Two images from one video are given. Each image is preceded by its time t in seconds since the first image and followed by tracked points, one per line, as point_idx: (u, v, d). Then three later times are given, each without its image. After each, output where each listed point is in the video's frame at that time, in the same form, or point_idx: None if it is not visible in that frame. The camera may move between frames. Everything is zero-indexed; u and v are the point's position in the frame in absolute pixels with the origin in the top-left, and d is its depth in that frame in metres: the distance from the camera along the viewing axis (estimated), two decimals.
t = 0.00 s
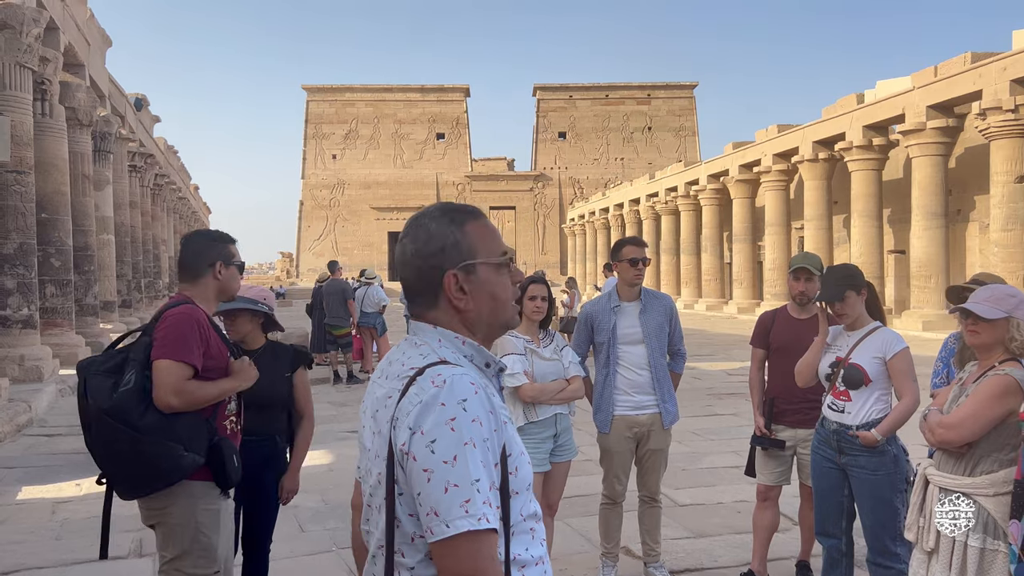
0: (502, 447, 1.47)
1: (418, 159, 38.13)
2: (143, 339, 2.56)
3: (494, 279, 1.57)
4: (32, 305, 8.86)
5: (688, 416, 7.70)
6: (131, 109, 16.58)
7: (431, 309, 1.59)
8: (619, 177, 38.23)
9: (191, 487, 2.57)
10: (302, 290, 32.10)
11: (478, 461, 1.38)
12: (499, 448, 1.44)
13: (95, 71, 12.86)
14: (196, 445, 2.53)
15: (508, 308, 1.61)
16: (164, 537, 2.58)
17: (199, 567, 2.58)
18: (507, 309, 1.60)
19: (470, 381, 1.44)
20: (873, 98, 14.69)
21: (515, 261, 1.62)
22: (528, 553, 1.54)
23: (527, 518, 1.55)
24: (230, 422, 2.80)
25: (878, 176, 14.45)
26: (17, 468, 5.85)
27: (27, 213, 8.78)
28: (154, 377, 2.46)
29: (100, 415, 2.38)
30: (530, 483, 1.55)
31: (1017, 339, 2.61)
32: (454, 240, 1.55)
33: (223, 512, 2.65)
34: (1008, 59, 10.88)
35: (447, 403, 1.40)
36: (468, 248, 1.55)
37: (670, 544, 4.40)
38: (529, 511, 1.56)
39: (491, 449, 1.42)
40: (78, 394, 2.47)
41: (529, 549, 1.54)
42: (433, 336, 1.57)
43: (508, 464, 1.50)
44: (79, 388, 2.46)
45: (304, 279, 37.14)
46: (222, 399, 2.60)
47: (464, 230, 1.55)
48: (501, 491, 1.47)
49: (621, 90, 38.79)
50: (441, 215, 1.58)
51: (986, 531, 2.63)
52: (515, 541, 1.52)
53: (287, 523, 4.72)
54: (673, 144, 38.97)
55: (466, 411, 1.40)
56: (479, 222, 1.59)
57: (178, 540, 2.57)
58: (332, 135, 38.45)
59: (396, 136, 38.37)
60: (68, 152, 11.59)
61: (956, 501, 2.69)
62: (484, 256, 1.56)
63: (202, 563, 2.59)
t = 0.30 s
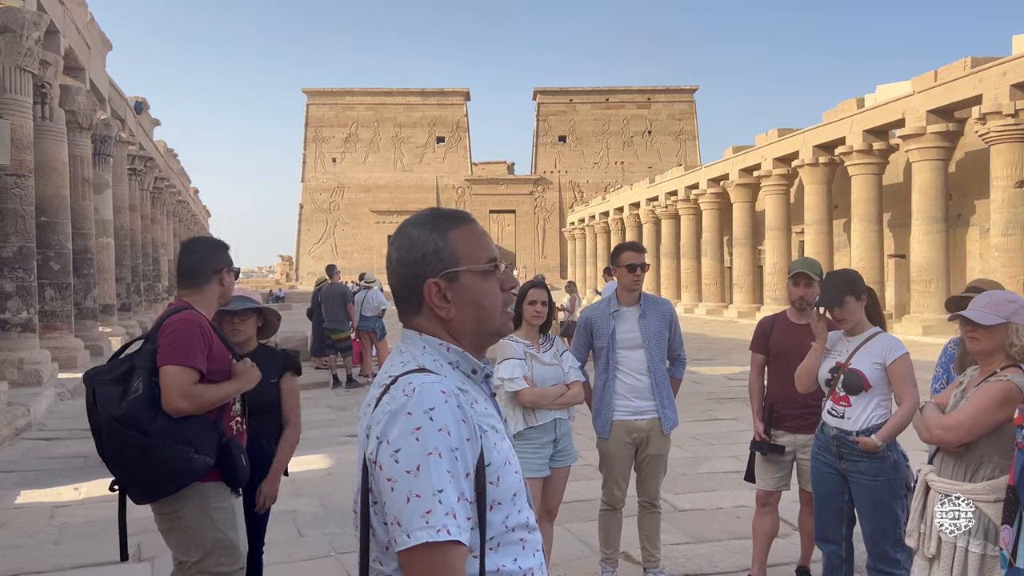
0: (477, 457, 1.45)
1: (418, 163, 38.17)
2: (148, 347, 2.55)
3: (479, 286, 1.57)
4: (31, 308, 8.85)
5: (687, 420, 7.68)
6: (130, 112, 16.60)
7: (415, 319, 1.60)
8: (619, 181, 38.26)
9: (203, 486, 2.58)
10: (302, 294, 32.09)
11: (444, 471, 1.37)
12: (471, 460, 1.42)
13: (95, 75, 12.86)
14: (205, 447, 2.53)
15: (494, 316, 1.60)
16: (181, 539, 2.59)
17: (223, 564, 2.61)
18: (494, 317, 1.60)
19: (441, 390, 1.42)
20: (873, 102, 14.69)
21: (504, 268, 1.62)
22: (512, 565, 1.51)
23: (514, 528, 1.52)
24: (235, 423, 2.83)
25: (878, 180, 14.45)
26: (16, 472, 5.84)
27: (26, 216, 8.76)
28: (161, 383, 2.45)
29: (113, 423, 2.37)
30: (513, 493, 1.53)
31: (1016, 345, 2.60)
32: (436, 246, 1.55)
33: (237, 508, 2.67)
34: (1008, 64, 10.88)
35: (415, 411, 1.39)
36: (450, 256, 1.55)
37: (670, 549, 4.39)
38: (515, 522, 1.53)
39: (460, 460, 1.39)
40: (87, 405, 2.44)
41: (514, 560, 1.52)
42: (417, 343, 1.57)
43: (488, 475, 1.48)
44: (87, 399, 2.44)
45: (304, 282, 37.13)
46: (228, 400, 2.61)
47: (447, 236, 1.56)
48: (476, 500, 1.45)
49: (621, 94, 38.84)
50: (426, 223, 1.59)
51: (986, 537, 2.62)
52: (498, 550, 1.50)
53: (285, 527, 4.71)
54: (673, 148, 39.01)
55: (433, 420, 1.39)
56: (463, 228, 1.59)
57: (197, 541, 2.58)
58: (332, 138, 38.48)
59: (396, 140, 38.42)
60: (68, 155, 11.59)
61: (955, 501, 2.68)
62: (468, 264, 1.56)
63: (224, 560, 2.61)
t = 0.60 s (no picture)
0: (444, 482, 1.43)
1: (418, 167, 38.21)
2: (147, 358, 2.57)
3: (462, 306, 1.57)
4: (31, 314, 8.86)
5: (687, 428, 7.68)
6: (131, 118, 16.62)
7: (400, 338, 1.61)
8: (619, 185, 38.30)
9: (206, 495, 2.57)
10: (302, 298, 32.05)
11: (400, 497, 1.36)
12: (435, 486, 1.40)
13: (96, 80, 12.88)
14: (204, 456, 2.53)
15: (479, 336, 1.59)
16: (186, 548, 2.59)
17: (234, 568, 2.62)
18: (479, 337, 1.59)
19: (405, 412, 1.41)
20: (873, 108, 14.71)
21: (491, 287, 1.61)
22: None
23: (493, 554, 1.48)
24: (235, 430, 2.81)
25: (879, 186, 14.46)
26: (15, 480, 5.82)
27: (27, 221, 8.77)
28: (159, 394, 2.45)
29: (112, 434, 2.38)
30: (491, 518, 1.49)
31: (1013, 356, 2.59)
32: (418, 265, 1.56)
33: (242, 513, 2.69)
34: (1008, 70, 10.89)
35: (377, 435, 1.40)
36: (432, 276, 1.55)
37: (670, 558, 4.39)
38: (495, 549, 1.49)
39: (421, 485, 1.37)
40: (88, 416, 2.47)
41: None
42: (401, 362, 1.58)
43: (460, 499, 1.46)
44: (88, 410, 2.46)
45: (304, 286, 37.11)
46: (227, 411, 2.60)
47: (429, 256, 1.56)
48: (444, 525, 1.43)
49: (621, 99, 38.89)
50: (410, 241, 1.60)
51: (985, 551, 2.61)
52: None
53: (284, 535, 4.70)
54: (673, 153, 39.05)
55: (392, 443, 1.38)
56: (447, 246, 1.59)
57: (203, 550, 2.58)
58: (333, 143, 38.52)
59: (396, 144, 38.46)
60: (69, 161, 11.61)
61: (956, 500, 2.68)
62: (451, 283, 1.56)
63: (232, 567, 2.62)
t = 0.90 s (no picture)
0: (414, 500, 1.40)
1: (420, 171, 38.26)
2: (164, 358, 2.58)
3: (452, 317, 1.55)
4: (32, 317, 8.87)
5: (688, 433, 7.68)
6: (133, 122, 16.65)
7: (394, 348, 1.61)
8: (620, 189, 38.33)
9: (211, 502, 2.58)
10: (303, 301, 32.06)
11: (363, 512, 1.35)
12: (403, 502, 1.38)
13: (99, 84, 12.90)
14: (216, 460, 2.57)
15: (471, 348, 1.57)
16: (187, 556, 2.57)
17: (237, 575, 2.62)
18: (471, 348, 1.57)
19: (376, 427, 1.40)
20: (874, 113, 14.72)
21: (486, 297, 1.58)
22: None
23: None
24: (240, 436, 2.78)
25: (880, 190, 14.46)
26: (16, 484, 5.83)
27: (29, 225, 8.78)
28: (183, 394, 2.48)
29: (136, 433, 2.40)
30: (471, 538, 1.45)
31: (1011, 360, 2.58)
32: (409, 275, 1.56)
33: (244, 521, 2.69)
34: (1009, 75, 10.88)
35: (348, 448, 1.39)
36: (422, 286, 1.55)
37: (671, 564, 4.38)
38: (476, 569, 1.46)
39: (386, 501, 1.36)
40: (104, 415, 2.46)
41: None
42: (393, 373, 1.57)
43: (435, 517, 1.43)
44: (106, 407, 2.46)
45: (305, 290, 37.11)
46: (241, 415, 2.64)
47: (421, 265, 1.56)
48: (414, 542, 1.41)
49: (623, 103, 38.93)
50: (403, 250, 1.60)
51: (988, 558, 2.60)
52: None
53: (285, 540, 4.70)
54: (674, 157, 39.08)
55: (360, 458, 1.37)
56: (440, 255, 1.58)
57: (206, 557, 2.57)
58: (334, 146, 38.56)
59: (397, 148, 38.52)
60: (71, 165, 11.62)
61: (956, 500, 2.68)
62: (441, 294, 1.55)
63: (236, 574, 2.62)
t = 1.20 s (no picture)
0: (393, 509, 1.39)
1: (422, 172, 38.32)
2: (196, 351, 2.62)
3: (440, 317, 1.54)
4: (36, 317, 8.89)
5: (690, 434, 7.67)
6: (137, 123, 16.69)
7: (385, 348, 1.61)
8: (622, 190, 38.34)
9: (225, 502, 2.61)
10: (305, 302, 32.10)
11: (338, 520, 1.34)
12: (381, 511, 1.36)
13: (102, 85, 12.95)
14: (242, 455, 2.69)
15: (459, 349, 1.55)
16: (199, 555, 2.58)
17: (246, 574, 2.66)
18: (461, 349, 1.55)
19: (356, 432, 1.38)
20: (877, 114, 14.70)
21: (476, 296, 1.56)
22: None
23: None
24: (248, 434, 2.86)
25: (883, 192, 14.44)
26: (19, 483, 5.84)
27: (32, 225, 8.79)
28: (228, 391, 2.58)
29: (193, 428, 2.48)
30: (456, 547, 1.43)
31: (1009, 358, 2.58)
32: (398, 273, 1.55)
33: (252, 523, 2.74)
34: (1013, 76, 10.84)
35: (327, 452, 1.38)
36: (411, 285, 1.54)
37: (673, 564, 4.37)
38: None
39: (363, 509, 1.34)
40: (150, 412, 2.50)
41: None
42: (385, 374, 1.57)
43: (419, 526, 1.42)
44: (152, 405, 2.50)
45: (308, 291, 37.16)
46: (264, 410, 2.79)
47: (409, 264, 1.55)
48: (395, 550, 1.40)
49: (625, 104, 38.96)
50: (395, 247, 1.59)
51: (991, 559, 2.60)
52: None
53: (287, 539, 4.70)
54: (677, 158, 39.09)
55: (338, 464, 1.36)
56: (430, 254, 1.56)
57: (218, 555, 2.60)
58: (337, 147, 38.64)
59: (400, 149, 38.57)
60: (74, 165, 11.65)
61: (956, 500, 2.69)
62: (430, 294, 1.54)
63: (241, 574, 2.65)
